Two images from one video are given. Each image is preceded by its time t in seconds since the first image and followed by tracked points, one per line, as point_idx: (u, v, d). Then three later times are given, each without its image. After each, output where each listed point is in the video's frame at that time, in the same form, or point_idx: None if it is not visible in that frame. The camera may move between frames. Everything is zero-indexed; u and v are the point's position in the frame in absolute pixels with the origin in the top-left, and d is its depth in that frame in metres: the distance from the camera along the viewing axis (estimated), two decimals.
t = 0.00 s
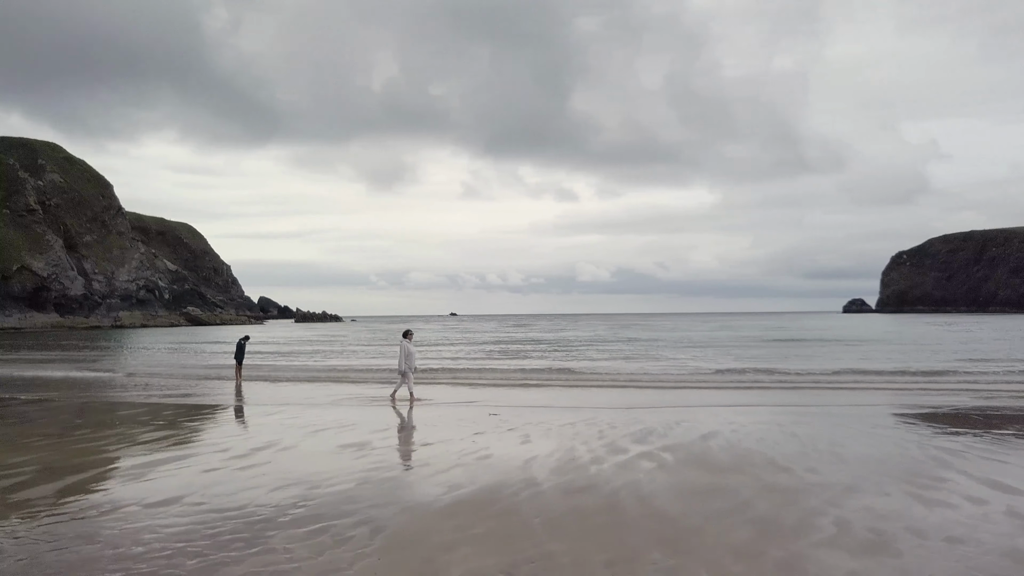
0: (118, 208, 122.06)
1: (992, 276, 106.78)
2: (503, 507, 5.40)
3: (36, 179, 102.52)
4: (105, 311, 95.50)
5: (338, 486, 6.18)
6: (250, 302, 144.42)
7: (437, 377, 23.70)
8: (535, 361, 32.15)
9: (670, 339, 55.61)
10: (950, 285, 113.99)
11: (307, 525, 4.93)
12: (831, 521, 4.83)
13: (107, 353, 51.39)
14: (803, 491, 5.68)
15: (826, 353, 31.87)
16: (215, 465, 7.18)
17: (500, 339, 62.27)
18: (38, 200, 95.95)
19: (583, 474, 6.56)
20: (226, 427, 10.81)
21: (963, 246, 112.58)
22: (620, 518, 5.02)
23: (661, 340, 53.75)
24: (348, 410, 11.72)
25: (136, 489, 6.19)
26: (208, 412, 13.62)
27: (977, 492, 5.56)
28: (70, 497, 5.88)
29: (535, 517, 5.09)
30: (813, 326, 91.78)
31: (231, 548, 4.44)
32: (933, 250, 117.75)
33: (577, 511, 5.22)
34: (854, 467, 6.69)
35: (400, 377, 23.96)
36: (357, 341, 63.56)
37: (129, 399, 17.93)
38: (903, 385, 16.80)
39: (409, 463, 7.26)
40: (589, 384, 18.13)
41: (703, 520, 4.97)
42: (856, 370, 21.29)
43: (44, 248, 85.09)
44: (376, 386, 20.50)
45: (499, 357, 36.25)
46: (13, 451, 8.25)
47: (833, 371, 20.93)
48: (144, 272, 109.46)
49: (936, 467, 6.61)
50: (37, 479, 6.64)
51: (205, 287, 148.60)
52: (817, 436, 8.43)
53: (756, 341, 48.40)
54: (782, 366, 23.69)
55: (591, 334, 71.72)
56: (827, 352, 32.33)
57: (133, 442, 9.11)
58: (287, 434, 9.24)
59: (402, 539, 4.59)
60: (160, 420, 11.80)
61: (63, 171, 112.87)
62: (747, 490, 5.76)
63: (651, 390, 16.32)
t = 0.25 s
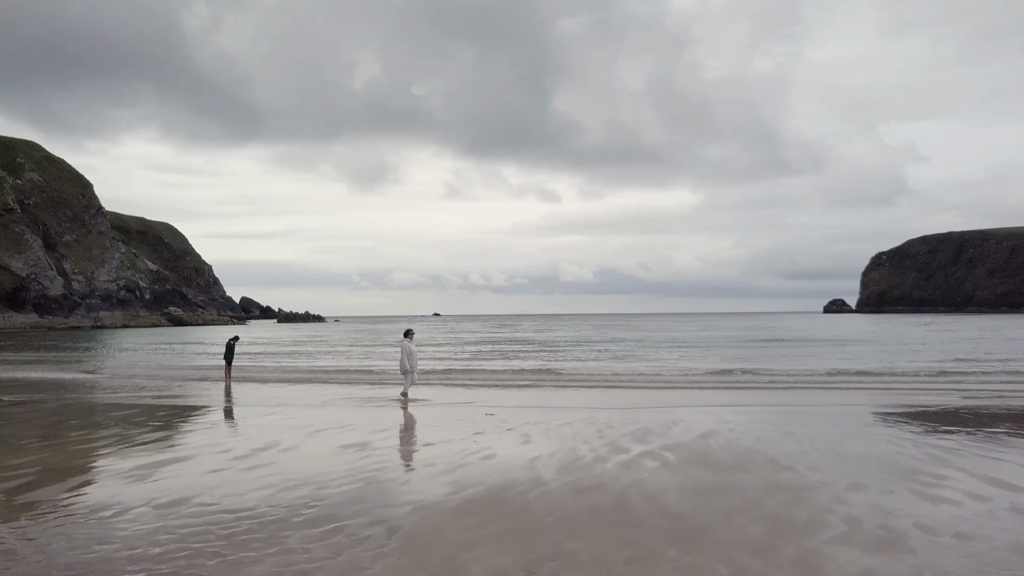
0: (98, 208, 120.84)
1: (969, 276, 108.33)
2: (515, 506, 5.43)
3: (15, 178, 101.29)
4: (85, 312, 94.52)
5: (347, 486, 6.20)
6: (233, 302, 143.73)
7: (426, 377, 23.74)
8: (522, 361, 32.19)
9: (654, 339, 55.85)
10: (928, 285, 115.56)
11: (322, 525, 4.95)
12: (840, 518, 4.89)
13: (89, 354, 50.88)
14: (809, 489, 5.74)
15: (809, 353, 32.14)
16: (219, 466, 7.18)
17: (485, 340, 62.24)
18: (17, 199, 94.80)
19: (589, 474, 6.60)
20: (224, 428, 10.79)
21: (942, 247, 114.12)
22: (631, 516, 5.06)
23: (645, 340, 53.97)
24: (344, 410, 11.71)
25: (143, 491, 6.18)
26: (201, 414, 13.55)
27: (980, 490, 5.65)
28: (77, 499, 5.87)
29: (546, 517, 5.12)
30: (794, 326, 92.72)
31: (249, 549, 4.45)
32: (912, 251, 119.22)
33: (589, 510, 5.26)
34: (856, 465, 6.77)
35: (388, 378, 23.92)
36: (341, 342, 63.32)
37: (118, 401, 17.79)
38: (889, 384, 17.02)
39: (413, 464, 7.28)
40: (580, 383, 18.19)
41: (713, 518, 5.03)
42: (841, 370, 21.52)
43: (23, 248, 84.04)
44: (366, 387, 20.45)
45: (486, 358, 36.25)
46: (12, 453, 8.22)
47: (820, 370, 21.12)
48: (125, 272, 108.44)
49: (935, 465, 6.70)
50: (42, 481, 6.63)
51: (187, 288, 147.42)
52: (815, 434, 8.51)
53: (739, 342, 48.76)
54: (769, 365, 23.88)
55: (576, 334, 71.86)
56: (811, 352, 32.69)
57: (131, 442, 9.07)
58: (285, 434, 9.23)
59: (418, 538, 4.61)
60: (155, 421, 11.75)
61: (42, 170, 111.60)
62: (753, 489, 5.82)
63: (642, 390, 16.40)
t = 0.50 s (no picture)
0: (74, 207, 119.33)
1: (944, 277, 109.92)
2: (527, 506, 5.47)
3: None
4: (62, 312, 93.31)
5: (357, 486, 6.22)
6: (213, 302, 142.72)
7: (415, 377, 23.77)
8: (507, 362, 32.22)
9: (637, 340, 56.09)
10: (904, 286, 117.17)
11: (342, 525, 4.98)
12: (850, 515, 4.98)
13: (67, 355, 50.23)
14: (815, 487, 5.83)
15: (791, 353, 32.44)
16: (224, 467, 7.17)
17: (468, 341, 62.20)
18: None
19: (596, 473, 6.65)
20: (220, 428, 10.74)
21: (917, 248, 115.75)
22: (645, 515, 5.11)
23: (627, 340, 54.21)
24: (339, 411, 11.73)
25: (154, 490, 6.17)
26: (193, 414, 13.46)
27: (981, 487, 5.76)
28: (89, 500, 5.84)
29: (560, 515, 5.17)
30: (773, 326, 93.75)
31: (272, 549, 4.47)
32: (888, 252, 120.80)
33: (602, 509, 5.31)
34: (857, 463, 6.86)
35: (376, 378, 23.87)
36: (323, 343, 63.00)
37: (104, 402, 17.61)
38: (875, 382, 17.26)
39: (417, 464, 7.30)
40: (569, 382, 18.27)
41: (725, 516, 5.10)
42: (825, 370, 21.76)
43: None
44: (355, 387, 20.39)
45: (471, 358, 36.24)
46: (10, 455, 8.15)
47: (804, 370, 21.35)
48: (103, 272, 107.18)
49: (935, 463, 6.81)
50: (49, 482, 6.61)
51: (165, 288, 145.95)
52: (813, 434, 8.61)
53: (721, 342, 49.09)
54: (753, 365, 24.09)
55: (558, 334, 71.97)
56: (793, 352, 33.07)
57: (128, 444, 9.01)
58: (284, 435, 9.20)
59: (439, 538, 4.65)
60: (148, 423, 11.66)
61: (18, 169, 110.04)
62: (761, 487, 5.90)
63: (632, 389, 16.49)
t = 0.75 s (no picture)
0: (54, 206, 117.83)
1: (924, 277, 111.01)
2: (540, 505, 5.51)
3: None
4: (41, 313, 92.09)
5: (367, 486, 6.25)
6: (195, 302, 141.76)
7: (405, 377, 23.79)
8: (494, 362, 32.20)
9: (621, 339, 56.26)
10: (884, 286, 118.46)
11: (357, 525, 5.00)
12: (858, 512, 5.06)
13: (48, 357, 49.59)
14: (820, 484, 5.92)
15: (775, 352, 32.67)
16: (229, 468, 7.18)
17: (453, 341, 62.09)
18: None
19: (602, 472, 6.71)
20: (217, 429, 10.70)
21: (897, 249, 117.09)
22: (657, 512, 5.18)
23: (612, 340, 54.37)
24: (336, 411, 11.73)
25: (161, 491, 6.17)
26: (186, 416, 13.37)
27: (981, 484, 5.87)
28: (97, 500, 5.84)
29: (573, 514, 5.22)
30: (756, 326, 94.50)
31: (290, 549, 4.49)
32: (869, 253, 122.05)
33: (613, 507, 5.36)
34: (858, 462, 6.96)
35: (365, 378, 23.80)
36: (307, 343, 62.63)
37: (92, 403, 17.44)
38: (862, 380, 17.49)
39: (422, 465, 7.33)
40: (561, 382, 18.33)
41: (734, 513, 5.17)
42: (812, 368, 21.96)
43: None
44: (346, 387, 20.32)
45: (458, 358, 36.18)
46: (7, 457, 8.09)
47: (791, 369, 21.52)
48: (83, 272, 105.94)
49: (933, 461, 6.93)
50: (53, 483, 6.59)
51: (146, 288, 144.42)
52: (810, 433, 8.72)
53: (705, 342, 49.34)
54: (740, 364, 24.26)
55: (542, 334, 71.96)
56: (778, 351, 33.40)
57: (127, 445, 8.96)
58: (283, 436, 9.20)
59: (455, 537, 4.69)
60: (143, 424, 11.58)
61: None
62: (767, 485, 5.98)
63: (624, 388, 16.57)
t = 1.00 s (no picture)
0: (29, 205, 116.22)
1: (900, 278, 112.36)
2: (551, 503, 5.58)
3: None
4: (17, 314, 90.79)
5: (376, 486, 6.25)
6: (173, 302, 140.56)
7: (393, 377, 23.78)
8: (479, 363, 32.20)
9: (604, 340, 56.44)
10: (861, 287, 119.93)
11: (373, 525, 5.02)
12: (865, 509, 5.17)
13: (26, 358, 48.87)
14: (824, 482, 6.02)
15: (758, 352, 32.94)
16: (233, 469, 7.16)
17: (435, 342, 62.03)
18: None
19: (607, 471, 6.78)
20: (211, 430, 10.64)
21: (874, 250, 118.51)
22: (669, 510, 5.24)
23: (595, 341, 54.58)
24: (330, 413, 11.72)
25: (168, 492, 6.14)
26: (178, 416, 13.29)
27: (982, 481, 5.99)
28: (107, 501, 5.82)
29: (584, 512, 5.28)
30: (735, 326, 95.30)
31: (310, 549, 4.50)
32: (847, 254, 123.41)
33: (623, 505, 5.42)
34: (858, 459, 7.08)
35: (352, 379, 23.73)
36: (289, 343, 62.32)
37: (78, 404, 17.24)
38: (848, 379, 17.73)
39: (426, 464, 7.34)
40: (550, 381, 18.37)
41: (745, 511, 5.25)
42: (796, 368, 22.15)
43: None
44: (334, 387, 20.24)
45: (443, 359, 36.10)
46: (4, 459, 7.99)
47: (778, 368, 21.73)
48: (60, 272, 104.64)
49: (932, 458, 7.05)
50: (56, 485, 6.53)
51: (123, 288, 142.82)
52: (807, 434, 8.82)
53: (687, 342, 49.60)
54: (725, 364, 24.44)
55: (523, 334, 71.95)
56: (760, 351, 33.76)
57: (124, 446, 8.91)
58: (283, 437, 9.18)
59: (474, 536, 4.73)
60: (135, 425, 11.49)
61: None
62: (772, 483, 6.06)
63: (613, 387, 16.64)
